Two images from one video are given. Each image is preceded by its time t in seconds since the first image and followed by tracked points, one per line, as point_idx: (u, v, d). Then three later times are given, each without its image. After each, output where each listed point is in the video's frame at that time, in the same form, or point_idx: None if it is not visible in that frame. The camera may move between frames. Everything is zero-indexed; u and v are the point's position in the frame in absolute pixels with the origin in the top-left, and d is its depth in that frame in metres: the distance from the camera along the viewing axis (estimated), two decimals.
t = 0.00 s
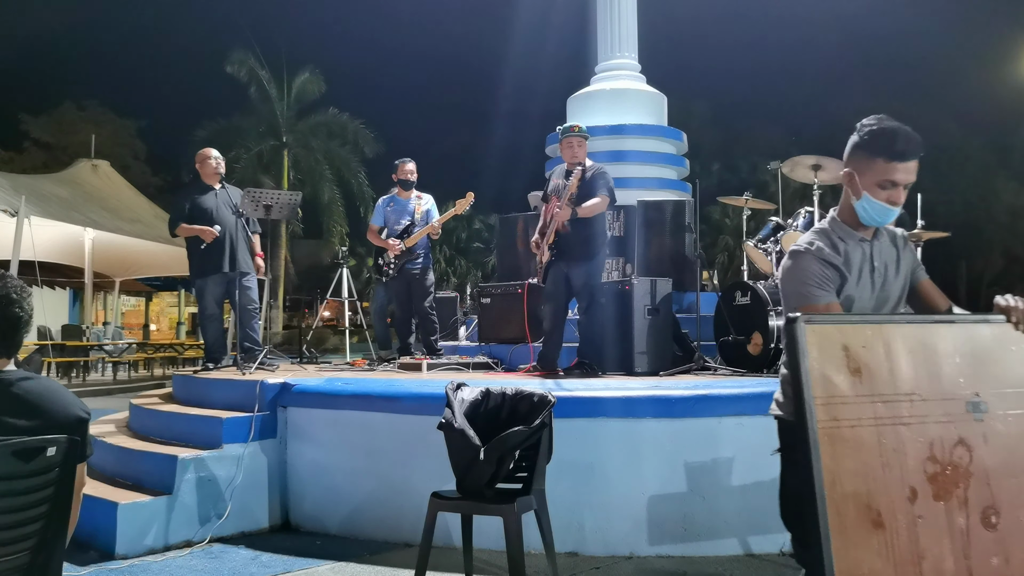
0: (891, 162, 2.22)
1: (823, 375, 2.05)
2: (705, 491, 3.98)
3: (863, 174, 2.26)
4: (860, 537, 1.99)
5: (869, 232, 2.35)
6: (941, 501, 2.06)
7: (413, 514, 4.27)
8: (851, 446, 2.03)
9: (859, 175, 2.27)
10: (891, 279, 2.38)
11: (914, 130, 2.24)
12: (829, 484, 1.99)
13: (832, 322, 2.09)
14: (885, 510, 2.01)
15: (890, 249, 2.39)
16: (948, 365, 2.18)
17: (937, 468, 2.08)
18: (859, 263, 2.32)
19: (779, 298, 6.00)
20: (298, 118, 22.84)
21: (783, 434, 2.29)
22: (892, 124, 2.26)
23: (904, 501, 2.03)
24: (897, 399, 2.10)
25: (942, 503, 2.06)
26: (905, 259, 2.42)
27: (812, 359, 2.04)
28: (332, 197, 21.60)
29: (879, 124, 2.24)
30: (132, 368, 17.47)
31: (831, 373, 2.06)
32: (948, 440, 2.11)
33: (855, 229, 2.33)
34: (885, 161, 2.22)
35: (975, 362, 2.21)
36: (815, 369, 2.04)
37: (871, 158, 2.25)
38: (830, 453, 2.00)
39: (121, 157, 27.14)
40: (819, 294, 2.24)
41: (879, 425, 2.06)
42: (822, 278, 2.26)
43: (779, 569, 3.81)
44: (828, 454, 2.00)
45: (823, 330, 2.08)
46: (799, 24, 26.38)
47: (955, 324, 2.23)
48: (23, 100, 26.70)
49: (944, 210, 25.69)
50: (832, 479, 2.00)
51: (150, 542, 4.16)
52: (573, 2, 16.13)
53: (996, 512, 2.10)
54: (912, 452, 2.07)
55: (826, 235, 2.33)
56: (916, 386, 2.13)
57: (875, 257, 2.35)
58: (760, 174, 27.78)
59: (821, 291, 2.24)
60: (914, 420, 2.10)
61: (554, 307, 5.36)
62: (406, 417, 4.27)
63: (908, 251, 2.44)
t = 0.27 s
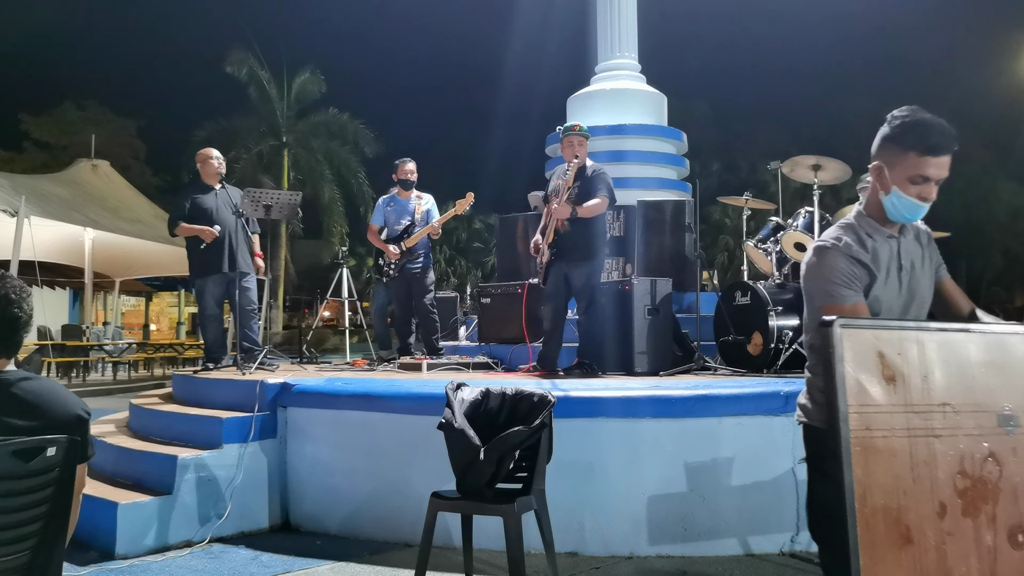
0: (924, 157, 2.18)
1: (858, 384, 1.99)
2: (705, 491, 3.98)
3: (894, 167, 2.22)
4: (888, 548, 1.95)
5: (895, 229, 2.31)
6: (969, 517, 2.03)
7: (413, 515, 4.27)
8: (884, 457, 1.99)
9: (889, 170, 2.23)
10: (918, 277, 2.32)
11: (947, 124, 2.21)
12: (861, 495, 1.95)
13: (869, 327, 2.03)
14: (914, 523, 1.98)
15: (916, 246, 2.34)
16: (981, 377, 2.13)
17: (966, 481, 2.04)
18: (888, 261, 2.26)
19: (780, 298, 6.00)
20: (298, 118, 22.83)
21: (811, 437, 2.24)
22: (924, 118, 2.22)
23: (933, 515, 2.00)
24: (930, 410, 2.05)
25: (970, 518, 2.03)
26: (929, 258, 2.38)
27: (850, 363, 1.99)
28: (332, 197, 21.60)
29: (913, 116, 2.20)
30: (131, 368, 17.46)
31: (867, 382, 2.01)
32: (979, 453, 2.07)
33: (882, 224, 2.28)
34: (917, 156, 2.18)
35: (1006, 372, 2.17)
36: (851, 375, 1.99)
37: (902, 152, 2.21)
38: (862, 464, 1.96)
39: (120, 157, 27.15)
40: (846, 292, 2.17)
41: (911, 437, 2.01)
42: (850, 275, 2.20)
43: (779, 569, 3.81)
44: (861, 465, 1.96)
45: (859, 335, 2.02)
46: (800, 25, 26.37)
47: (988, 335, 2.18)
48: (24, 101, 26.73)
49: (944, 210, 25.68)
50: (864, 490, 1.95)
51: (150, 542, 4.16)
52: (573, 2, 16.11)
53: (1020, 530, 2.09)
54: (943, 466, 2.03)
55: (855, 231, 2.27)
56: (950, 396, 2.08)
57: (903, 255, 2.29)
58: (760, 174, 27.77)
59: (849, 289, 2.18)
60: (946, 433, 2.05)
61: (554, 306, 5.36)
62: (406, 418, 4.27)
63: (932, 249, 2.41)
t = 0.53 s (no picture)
0: (960, 146, 2.08)
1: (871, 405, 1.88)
2: (705, 491, 3.98)
3: (928, 157, 2.11)
4: None
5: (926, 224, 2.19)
6: (989, 542, 1.92)
7: (413, 514, 4.27)
8: (901, 479, 1.87)
9: (922, 160, 2.13)
10: (945, 276, 2.19)
11: (983, 116, 2.12)
12: (878, 523, 1.84)
13: (885, 347, 1.91)
14: (932, 550, 1.87)
15: (945, 244, 2.21)
16: (1003, 395, 2.00)
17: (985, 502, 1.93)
18: (917, 257, 2.13)
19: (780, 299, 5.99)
20: (298, 118, 22.83)
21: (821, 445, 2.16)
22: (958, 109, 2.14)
23: (952, 542, 1.89)
24: (948, 431, 1.93)
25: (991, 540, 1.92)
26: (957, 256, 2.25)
27: (862, 387, 1.86)
28: (332, 197, 21.62)
29: (951, 103, 2.12)
30: (131, 368, 17.47)
31: (883, 404, 1.89)
32: (998, 475, 1.95)
33: (911, 219, 2.17)
34: (952, 146, 2.09)
35: None
36: (866, 397, 1.87)
37: (940, 142, 2.11)
38: (881, 490, 1.84)
39: (121, 157, 27.17)
40: (873, 293, 2.06)
41: (930, 460, 1.90)
42: (878, 271, 2.08)
43: (779, 569, 3.81)
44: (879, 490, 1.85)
45: (875, 355, 1.90)
46: (800, 25, 26.36)
47: (1011, 350, 2.05)
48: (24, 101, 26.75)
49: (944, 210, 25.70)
50: (881, 518, 1.84)
51: (150, 542, 4.16)
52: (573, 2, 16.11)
53: None
54: (961, 487, 1.91)
55: (883, 222, 2.15)
56: (969, 417, 1.96)
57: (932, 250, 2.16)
58: (760, 174, 27.76)
59: (874, 283, 2.06)
60: (966, 454, 1.93)
61: (551, 306, 5.35)
62: (406, 418, 4.27)
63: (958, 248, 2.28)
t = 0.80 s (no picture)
0: (970, 145, 2.05)
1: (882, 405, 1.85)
2: (705, 491, 3.98)
3: (937, 154, 2.08)
4: None
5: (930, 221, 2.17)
6: (1000, 544, 1.88)
7: (413, 515, 4.27)
8: (912, 479, 1.84)
9: (930, 157, 2.10)
10: (949, 274, 2.18)
11: (993, 115, 2.09)
12: (886, 523, 1.82)
13: (898, 346, 1.88)
14: (940, 550, 1.85)
15: (949, 241, 2.20)
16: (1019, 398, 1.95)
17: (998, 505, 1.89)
18: (921, 253, 2.12)
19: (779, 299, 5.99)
20: (298, 118, 22.81)
21: (828, 442, 2.16)
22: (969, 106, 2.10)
23: (960, 544, 1.86)
24: (961, 433, 1.89)
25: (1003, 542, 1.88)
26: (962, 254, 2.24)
27: (872, 387, 1.84)
28: (332, 198, 21.62)
29: (961, 100, 2.08)
30: (131, 368, 17.46)
31: (892, 405, 1.86)
32: (1009, 478, 1.90)
33: (915, 215, 2.15)
34: (962, 143, 2.05)
35: None
36: (877, 398, 1.85)
37: (948, 139, 2.07)
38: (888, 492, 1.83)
39: (121, 156, 27.16)
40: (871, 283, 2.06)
41: (941, 462, 1.86)
42: (877, 268, 2.07)
43: (779, 569, 3.80)
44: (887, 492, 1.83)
45: (889, 354, 1.87)
46: (800, 24, 26.36)
47: None
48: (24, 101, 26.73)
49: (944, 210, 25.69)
50: (890, 520, 1.82)
51: (150, 542, 4.16)
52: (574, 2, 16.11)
53: None
54: (972, 490, 1.87)
55: (886, 219, 2.14)
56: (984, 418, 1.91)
57: (937, 248, 2.14)
58: (760, 174, 27.76)
59: (873, 278, 2.06)
60: (980, 457, 1.89)
61: (549, 306, 5.38)
62: (406, 418, 4.27)
63: (963, 245, 2.27)
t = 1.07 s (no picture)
0: (934, 154, 2.04)
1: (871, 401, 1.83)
2: (705, 491, 3.98)
3: (903, 163, 2.09)
4: None
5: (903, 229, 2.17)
6: (987, 542, 1.87)
7: (413, 514, 4.27)
8: (900, 477, 1.82)
9: (895, 166, 2.11)
10: (921, 281, 2.17)
11: (961, 127, 2.07)
12: (876, 520, 1.79)
13: (883, 347, 1.86)
14: (930, 549, 1.82)
15: (922, 248, 2.19)
16: (1005, 398, 1.95)
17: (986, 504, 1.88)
18: (887, 258, 2.13)
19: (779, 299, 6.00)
20: (298, 118, 22.80)
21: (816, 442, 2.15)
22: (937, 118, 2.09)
23: (950, 541, 1.84)
24: (948, 433, 1.87)
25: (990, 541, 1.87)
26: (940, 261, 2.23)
27: (860, 385, 1.82)
28: (332, 198, 21.61)
29: (926, 114, 2.07)
30: (132, 368, 17.45)
31: (882, 403, 1.84)
32: (997, 477, 1.90)
33: (885, 221, 2.16)
34: (926, 154, 2.05)
35: None
36: (866, 398, 1.83)
37: (911, 149, 2.08)
38: (877, 489, 1.80)
39: (121, 156, 27.15)
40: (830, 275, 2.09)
41: (930, 460, 1.85)
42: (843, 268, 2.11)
43: (780, 569, 3.81)
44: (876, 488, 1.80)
45: (876, 356, 1.85)
46: (800, 24, 26.35)
47: (1013, 351, 1.98)
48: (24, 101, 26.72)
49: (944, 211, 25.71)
50: (879, 517, 1.80)
51: (150, 542, 4.16)
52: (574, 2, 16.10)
53: None
54: (961, 488, 1.86)
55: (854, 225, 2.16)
56: (970, 417, 1.90)
57: (908, 254, 2.16)
58: (760, 174, 27.76)
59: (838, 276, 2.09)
60: (966, 456, 1.88)
61: (549, 305, 5.39)
62: (406, 417, 4.27)
63: (942, 254, 2.25)
